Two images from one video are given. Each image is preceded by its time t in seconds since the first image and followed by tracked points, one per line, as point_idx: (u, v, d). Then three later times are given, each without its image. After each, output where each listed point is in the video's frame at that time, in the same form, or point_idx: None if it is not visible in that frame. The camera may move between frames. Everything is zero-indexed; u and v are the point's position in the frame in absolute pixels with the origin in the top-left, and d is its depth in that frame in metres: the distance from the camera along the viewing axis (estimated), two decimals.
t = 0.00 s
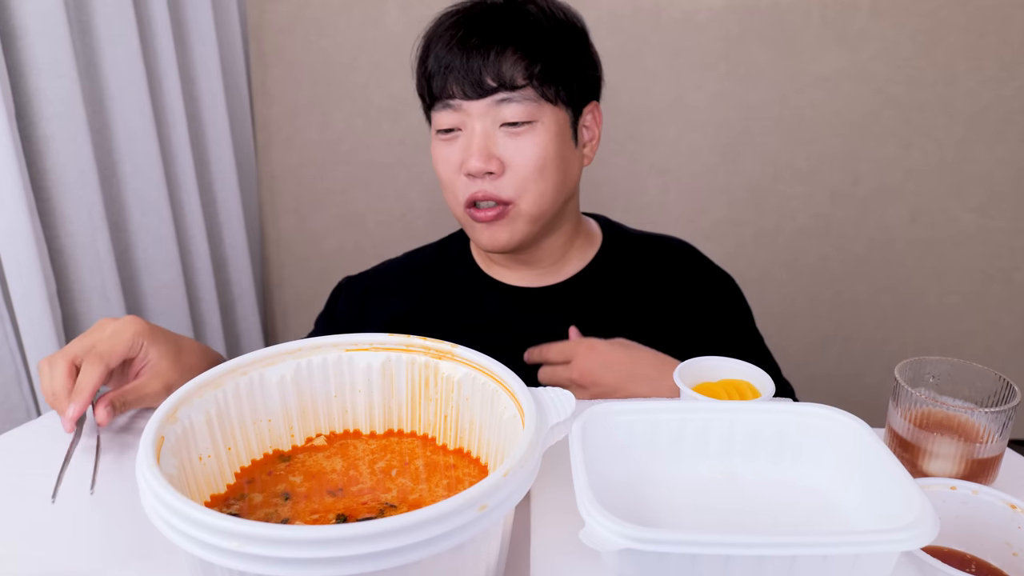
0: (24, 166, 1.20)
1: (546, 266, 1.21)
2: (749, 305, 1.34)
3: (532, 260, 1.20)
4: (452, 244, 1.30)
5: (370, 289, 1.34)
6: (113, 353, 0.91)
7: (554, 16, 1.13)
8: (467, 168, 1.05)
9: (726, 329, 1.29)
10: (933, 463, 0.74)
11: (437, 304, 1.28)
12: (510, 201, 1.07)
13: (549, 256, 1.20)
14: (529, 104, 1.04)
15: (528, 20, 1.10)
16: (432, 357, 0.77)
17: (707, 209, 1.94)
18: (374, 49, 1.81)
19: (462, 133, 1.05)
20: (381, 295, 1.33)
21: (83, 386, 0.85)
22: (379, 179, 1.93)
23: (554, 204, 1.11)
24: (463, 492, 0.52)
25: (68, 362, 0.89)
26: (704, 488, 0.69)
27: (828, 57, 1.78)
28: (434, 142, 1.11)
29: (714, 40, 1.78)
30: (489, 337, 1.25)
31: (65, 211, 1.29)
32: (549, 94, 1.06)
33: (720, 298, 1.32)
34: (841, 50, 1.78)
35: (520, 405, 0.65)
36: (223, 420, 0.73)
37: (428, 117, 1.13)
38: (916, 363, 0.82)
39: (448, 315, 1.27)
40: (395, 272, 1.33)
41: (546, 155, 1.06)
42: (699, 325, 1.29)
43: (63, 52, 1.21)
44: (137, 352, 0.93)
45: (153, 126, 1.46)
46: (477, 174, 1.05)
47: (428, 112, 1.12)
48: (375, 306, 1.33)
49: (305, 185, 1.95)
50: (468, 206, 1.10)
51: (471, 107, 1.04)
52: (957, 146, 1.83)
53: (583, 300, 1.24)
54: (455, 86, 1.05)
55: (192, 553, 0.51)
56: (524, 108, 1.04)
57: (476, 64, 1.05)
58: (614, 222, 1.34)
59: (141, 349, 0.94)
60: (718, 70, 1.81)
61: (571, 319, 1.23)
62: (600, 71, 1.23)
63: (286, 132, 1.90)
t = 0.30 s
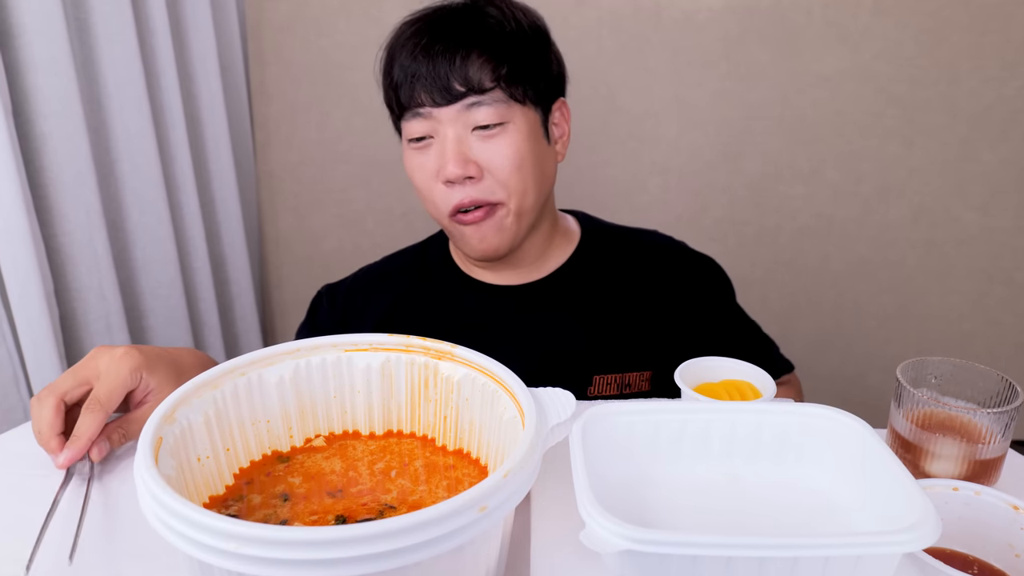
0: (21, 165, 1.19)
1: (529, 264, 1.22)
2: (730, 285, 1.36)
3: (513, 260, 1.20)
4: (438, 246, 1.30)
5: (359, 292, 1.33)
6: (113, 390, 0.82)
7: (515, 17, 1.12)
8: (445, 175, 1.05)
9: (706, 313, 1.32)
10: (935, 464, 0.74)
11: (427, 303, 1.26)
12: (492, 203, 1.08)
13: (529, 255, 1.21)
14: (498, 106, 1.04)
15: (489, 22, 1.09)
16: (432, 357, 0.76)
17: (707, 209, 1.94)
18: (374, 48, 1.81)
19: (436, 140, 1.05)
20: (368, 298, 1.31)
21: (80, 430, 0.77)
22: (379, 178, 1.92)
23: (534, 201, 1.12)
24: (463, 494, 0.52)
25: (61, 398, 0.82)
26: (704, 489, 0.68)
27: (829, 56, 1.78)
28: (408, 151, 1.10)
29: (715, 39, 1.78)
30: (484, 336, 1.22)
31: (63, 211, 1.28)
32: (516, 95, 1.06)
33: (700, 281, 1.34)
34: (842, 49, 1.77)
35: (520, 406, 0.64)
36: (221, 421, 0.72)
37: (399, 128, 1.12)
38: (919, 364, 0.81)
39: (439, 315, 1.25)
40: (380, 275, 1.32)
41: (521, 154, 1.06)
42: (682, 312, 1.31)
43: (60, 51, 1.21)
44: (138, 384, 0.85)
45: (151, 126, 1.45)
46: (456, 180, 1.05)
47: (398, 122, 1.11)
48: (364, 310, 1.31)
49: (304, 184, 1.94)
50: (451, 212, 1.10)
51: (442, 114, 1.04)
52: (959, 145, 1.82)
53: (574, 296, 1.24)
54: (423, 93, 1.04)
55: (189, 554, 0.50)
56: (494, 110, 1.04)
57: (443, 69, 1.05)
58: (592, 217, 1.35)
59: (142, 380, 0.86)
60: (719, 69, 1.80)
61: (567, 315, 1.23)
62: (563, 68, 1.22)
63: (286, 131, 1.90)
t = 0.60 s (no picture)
0: (20, 164, 1.19)
1: (529, 264, 1.22)
2: (714, 279, 1.37)
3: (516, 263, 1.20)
4: (436, 244, 1.28)
5: (355, 293, 1.32)
6: (109, 391, 0.81)
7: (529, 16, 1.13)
8: (470, 170, 1.04)
9: (693, 308, 1.33)
10: (937, 465, 0.73)
11: (423, 303, 1.25)
12: (514, 198, 1.09)
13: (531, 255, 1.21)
14: (523, 101, 1.04)
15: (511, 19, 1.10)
16: (432, 358, 0.76)
17: (708, 208, 1.94)
18: (375, 46, 1.81)
19: (460, 135, 1.05)
20: (364, 299, 1.30)
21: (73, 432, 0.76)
22: (380, 177, 1.92)
23: (550, 196, 1.13)
24: (463, 495, 0.51)
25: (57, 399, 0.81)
26: (704, 490, 0.68)
27: (831, 55, 1.78)
28: (425, 147, 1.09)
29: (716, 38, 1.77)
30: (483, 336, 1.22)
31: (61, 210, 1.28)
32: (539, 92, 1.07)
33: (689, 276, 1.34)
34: (844, 48, 1.77)
35: (520, 406, 0.64)
36: (220, 422, 0.72)
37: (413, 123, 1.10)
38: (921, 364, 0.81)
39: (437, 316, 1.24)
40: (375, 275, 1.31)
41: (544, 148, 1.07)
42: (672, 308, 1.32)
43: (57, 49, 1.20)
44: (133, 385, 0.84)
45: (150, 125, 1.45)
46: (482, 175, 1.04)
47: (413, 117, 1.09)
48: (360, 311, 1.30)
49: (303, 184, 1.94)
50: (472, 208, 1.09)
51: (467, 109, 1.03)
52: (962, 144, 1.82)
53: (571, 294, 1.23)
54: (449, 88, 1.03)
55: (188, 555, 0.50)
56: (520, 105, 1.04)
57: (469, 65, 1.04)
58: (586, 217, 1.34)
59: (137, 381, 0.85)
60: (720, 68, 1.80)
61: (565, 313, 1.23)
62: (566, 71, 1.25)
63: (285, 130, 1.89)
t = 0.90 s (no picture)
0: (17, 164, 1.19)
1: (538, 262, 1.21)
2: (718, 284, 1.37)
3: (525, 260, 1.20)
4: (437, 245, 1.28)
5: (354, 293, 1.31)
6: (100, 395, 0.80)
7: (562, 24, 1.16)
8: (502, 164, 1.03)
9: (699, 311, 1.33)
10: (939, 466, 0.73)
11: (422, 304, 1.25)
12: (541, 196, 1.08)
13: (540, 255, 1.20)
14: (559, 100, 1.05)
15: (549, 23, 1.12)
16: (431, 358, 0.76)
17: (709, 208, 1.93)
18: (375, 45, 1.80)
19: (494, 130, 1.04)
20: (363, 299, 1.30)
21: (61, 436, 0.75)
22: (380, 177, 1.92)
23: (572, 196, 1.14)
24: (463, 495, 0.51)
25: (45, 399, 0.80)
26: (706, 491, 0.67)
27: (833, 54, 1.77)
28: (454, 139, 1.07)
29: (718, 37, 1.77)
30: (483, 337, 1.22)
31: (59, 210, 1.28)
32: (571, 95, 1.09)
33: (693, 279, 1.35)
34: (846, 47, 1.76)
35: (520, 407, 0.63)
36: (219, 422, 0.71)
37: (442, 114, 1.09)
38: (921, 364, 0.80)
39: (436, 317, 1.24)
40: (374, 276, 1.31)
41: (572, 149, 1.08)
42: (676, 310, 1.32)
43: (55, 49, 1.20)
44: (125, 390, 0.84)
45: (148, 125, 1.44)
46: (513, 170, 1.03)
47: (445, 108, 1.08)
48: (360, 312, 1.30)
49: (301, 184, 1.93)
50: (497, 203, 1.08)
51: (503, 103, 1.03)
52: (964, 144, 1.81)
53: (572, 295, 1.23)
54: (488, 81, 1.04)
55: (187, 557, 0.50)
56: (555, 104, 1.04)
57: (509, 61, 1.05)
58: (591, 218, 1.34)
59: (130, 385, 0.84)
60: (721, 67, 1.80)
61: (565, 313, 1.22)
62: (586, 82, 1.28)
63: (285, 129, 1.89)
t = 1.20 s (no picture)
0: (14, 163, 1.18)
1: (541, 265, 1.21)
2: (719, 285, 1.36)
3: (529, 263, 1.20)
4: (442, 244, 1.27)
5: (353, 295, 1.30)
6: (144, 321, 0.81)
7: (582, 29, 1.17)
8: (519, 160, 1.03)
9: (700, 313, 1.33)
10: (941, 466, 0.73)
11: (423, 304, 1.25)
12: (553, 196, 1.08)
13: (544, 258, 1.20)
14: (579, 100, 1.05)
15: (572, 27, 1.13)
16: (430, 359, 0.75)
17: (710, 207, 1.93)
18: (374, 44, 1.80)
19: (514, 124, 1.04)
20: (363, 300, 1.29)
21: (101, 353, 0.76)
22: (379, 177, 1.91)
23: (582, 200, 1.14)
24: (464, 495, 0.51)
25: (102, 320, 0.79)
26: (708, 492, 0.67)
27: (834, 53, 1.77)
28: (472, 131, 1.06)
29: (718, 35, 1.77)
30: (483, 339, 1.21)
31: (56, 209, 1.27)
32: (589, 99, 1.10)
33: (694, 282, 1.35)
34: (847, 46, 1.76)
35: (520, 408, 0.63)
36: (218, 422, 0.71)
37: (462, 105, 1.08)
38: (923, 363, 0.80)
39: (436, 318, 1.23)
40: (372, 276, 1.30)
41: (587, 151, 1.08)
42: (677, 311, 1.32)
43: (53, 47, 1.20)
44: (167, 331, 0.83)
45: (146, 124, 1.44)
46: (529, 166, 1.03)
47: (465, 100, 1.07)
48: (359, 314, 1.29)
49: (300, 184, 1.93)
50: (510, 199, 1.07)
51: (525, 98, 1.03)
52: (965, 142, 1.81)
53: (574, 295, 1.22)
54: (513, 75, 1.04)
55: (185, 558, 0.49)
56: (575, 104, 1.05)
57: (534, 58, 1.05)
58: (595, 219, 1.33)
59: (172, 328, 0.84)
60: (722, 66, 1.79)
61: (565, 314, 1.22)
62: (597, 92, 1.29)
63: (284, 128, 1.88)
